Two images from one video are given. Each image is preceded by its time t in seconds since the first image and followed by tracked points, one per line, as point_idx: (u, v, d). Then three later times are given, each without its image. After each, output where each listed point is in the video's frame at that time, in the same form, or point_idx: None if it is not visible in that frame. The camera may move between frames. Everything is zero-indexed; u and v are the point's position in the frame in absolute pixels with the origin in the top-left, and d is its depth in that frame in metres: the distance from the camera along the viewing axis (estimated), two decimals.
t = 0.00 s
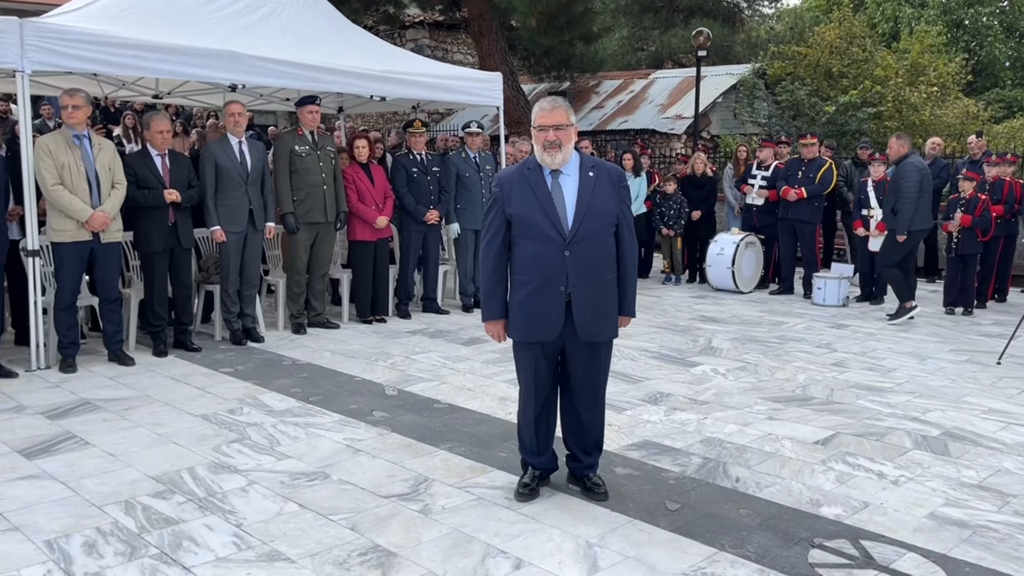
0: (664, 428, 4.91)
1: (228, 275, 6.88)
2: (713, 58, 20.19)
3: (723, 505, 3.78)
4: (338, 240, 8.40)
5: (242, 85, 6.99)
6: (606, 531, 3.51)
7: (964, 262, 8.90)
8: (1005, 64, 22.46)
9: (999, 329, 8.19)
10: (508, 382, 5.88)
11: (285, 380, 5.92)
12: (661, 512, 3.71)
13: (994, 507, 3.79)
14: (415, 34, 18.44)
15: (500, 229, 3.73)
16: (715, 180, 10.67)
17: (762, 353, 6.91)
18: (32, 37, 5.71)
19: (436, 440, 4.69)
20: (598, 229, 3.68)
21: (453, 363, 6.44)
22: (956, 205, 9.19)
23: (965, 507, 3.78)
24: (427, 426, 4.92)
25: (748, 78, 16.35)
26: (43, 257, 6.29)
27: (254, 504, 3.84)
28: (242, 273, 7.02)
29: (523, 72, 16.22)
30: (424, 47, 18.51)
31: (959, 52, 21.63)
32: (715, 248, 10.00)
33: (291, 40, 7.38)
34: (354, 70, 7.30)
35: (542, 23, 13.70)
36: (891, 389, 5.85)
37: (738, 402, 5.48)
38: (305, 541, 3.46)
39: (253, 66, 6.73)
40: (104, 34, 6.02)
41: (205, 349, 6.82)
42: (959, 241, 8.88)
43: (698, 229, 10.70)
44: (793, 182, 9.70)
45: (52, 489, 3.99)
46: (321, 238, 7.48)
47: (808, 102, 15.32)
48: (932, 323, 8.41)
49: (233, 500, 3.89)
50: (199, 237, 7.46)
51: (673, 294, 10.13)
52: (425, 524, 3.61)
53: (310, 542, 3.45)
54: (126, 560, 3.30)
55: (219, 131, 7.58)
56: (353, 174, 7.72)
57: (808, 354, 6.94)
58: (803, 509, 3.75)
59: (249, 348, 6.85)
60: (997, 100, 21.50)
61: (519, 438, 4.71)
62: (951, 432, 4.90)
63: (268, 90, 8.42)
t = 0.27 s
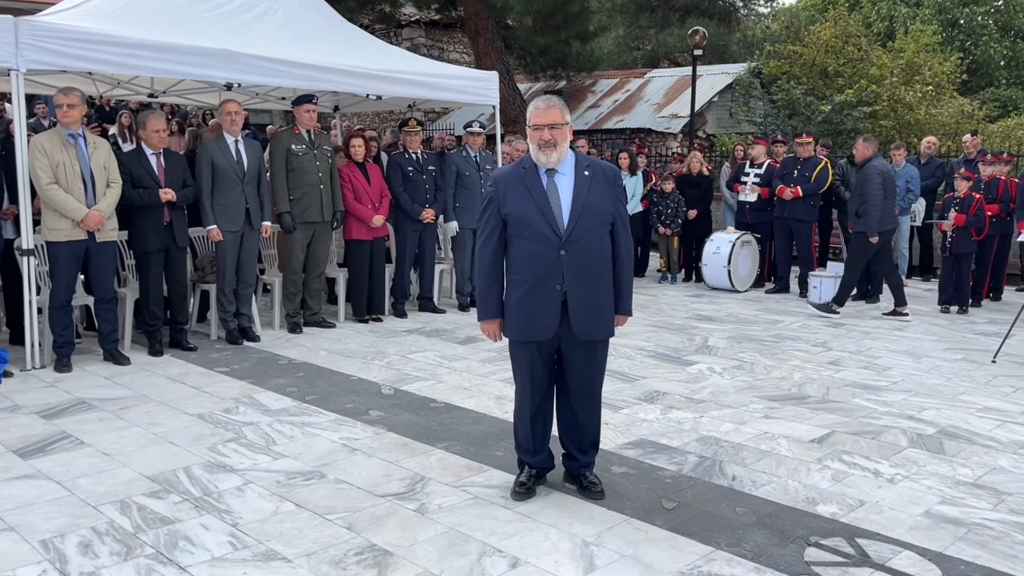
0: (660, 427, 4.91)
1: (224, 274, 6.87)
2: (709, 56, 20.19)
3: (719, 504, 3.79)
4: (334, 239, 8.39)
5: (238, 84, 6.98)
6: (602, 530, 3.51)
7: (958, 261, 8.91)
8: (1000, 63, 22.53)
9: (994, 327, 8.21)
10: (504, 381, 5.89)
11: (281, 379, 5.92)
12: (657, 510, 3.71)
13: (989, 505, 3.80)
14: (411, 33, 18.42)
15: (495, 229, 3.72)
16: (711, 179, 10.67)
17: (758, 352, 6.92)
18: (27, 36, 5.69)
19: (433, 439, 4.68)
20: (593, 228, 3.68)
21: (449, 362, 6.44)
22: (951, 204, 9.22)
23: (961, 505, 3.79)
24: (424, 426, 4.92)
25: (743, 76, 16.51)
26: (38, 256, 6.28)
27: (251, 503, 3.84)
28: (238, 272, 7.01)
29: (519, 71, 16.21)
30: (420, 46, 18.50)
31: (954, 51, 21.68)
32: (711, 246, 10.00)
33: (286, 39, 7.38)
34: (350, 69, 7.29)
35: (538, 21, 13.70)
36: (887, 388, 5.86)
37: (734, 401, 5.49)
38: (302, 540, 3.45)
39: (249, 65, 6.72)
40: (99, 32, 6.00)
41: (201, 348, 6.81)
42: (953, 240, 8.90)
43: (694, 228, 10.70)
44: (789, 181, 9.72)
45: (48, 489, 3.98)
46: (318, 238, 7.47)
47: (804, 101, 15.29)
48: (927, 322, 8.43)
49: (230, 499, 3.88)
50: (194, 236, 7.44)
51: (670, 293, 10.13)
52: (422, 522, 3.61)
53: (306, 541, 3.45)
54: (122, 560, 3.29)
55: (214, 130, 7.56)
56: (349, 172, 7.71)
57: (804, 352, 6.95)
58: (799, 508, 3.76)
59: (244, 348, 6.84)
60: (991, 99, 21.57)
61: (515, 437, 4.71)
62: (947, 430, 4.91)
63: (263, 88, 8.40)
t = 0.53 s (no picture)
0: (656, 426, 4.92)
1: (218, 274, 6.86)
2: (704, 56, 20.21)
3: (714, 503, 3.79)
4: (329, 240, 8.37)
5: (232, 84, 6.98)
6: (597, 529, 3.51)
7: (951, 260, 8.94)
8: (993, 62, 22.61)
9: (988, 326, 8.24)
10: (499, 380, 5.89)
11: (276, 379, 5.91)
12: (652, 510, 3.71)
13: (983, 503, 3.81)
14: (405, 32, 18.40)
15: (490, 230, 3.73)
16: (706, 178, 10.69)
17: (753, 351, 6.93)
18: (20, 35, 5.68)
19: (428, 439, 4.68)
20: (588, 228, 3.69)
21: (444, 362, 6.43)
22: (945, 203, 9.25)
23: (954, 504, 3.80)
24: (419, 426, 4.91)
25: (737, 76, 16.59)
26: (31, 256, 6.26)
27: (245, 504, 3.83)
28: (233, 272, 6.99)
29: (513, 70, 16.20)
30: (415, 46, 18.49)
31: (947, 51, 21.74)
32: (705, 246, 10.02)
33: (280, 38, 7.37)
34: (344, 69, 7.29)
35: (533, 21, 13.71)
36: (881, 386, 5.88)
37: (729, 400, 5.50)
38: (297, 541, 3.45)
39: (242, 64, 6.71)
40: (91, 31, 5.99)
41: (195, 349, 6.79)
42: (947, 239, 8.92)
43: (689, 227, 10.71)
44: (783, 180, 9.72)
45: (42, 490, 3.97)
46: (313, 238, 7.46)
47: (799, 100, 15.34)
48: (921, 321, 8.46)
49: (224, 500, 3.87)
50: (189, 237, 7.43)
51: (665, 292, 10.14)
52: (417, 522, 3.61)
53: (301, 542, 3.45)
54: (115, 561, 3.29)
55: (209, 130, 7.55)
56: (344, 172, 7.70)
57: (798, 351, 6.96)
58: (794, 507, 3.76)
59: (239, 348, 6.82)
60: (984, 98, 21.63)
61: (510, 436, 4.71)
62: (940, 429, 4.92)
63: (258, 88, 8.39)
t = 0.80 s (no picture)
0: (651, 426, 4.92)
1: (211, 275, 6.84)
2: (698, 55, 20.23)
3: (709, 502, 3.80)
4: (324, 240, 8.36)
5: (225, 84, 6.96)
6: (593, 529, 3.51)
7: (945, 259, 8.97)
8: (986, 62, 22.68)
9: (981, 324, 8.27)
10: (494, 380, 5.89)
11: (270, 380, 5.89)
12: (647, 509, 3.72)
13: (977, 502, 3.82)
14: (399, 32, 18.38)
15: (484, 230, 3.73)
16: (700, 178, 10.70)
17: (747, 350, 6.94)
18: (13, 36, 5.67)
19: (423, 439, 4.68)
20: (582, 228, 3.68)
21: (439, 362, 6.43)
22: (939, 203, 9.26)
23: (948, 502, 3.81)
24: (414, 426, 4.91)
25: (731, 75, 16.62)
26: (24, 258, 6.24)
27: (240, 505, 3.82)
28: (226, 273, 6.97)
29: (507, 70, 16.18)
30: (409, 45, 18.48)
31: (940, 50, 21.81)
32: (700, 245, 10.03)
33: (274, 38, 7.36)
34: (338, 69, 7.28)
35: (526, 21, 13.73)
36: (875, 385, 5.89)
37: (723, 399, 5.50)
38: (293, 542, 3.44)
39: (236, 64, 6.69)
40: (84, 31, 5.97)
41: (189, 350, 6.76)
42: (941, 238, 8.95)
43: (683, 227, 10.72)
44: (777, 180, 9.75)
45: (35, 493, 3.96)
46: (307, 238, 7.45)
47: (792, 100, 15.38)
48: (914, 319, 8.48)
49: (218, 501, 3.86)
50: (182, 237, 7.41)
51: (659, 291, 10.15)
52: (412, 523, 3.60)
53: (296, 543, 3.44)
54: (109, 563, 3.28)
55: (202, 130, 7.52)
56: (338, 172, 7.69)
57: (792, 350, 6.97)
58: (788, 506, 3.77)
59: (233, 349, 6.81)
60: (977, 98, 21.70)
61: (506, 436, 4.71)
62: (934, 427, 4.94)
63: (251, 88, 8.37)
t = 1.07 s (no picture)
0: (645, 425, 4.93)
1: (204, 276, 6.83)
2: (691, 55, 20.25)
3: (703, 502, 3.80)
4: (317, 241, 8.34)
5: (218, 84, 6.95)
6: (588, 529, 3.51)
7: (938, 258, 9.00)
8: (977, 61, 22.77)
9: (973, 323, 8.30)
10: (489, 381, 5.88)
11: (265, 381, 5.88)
12: (642, 509, 3.72)
13: (970, 500, 3.83)
14: (392, 32, 18.36)
15: (477, 230, 3.74)
16: (693, 178, 10.72)
17: (741, 350, 6.95)
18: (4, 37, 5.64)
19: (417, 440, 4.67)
20: (576, 228, 3.69)
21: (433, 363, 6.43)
22: (932, 202, 9.28)
23: (941, 500, 3.83)
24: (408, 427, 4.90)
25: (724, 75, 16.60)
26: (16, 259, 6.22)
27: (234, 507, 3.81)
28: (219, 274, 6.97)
29: (501, 70, 16.17)
30: (402, 46, 18.46)
31: (932, 50, 21.88)
32: (693, 245, 10.03)
33: (268, 38, 7.35)
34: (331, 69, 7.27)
35: (520, 21, 13.74)
36: (869, 384, 5.91)
37: (718, 399, 5.51)
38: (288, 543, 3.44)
39: (229, 65, 6.68)
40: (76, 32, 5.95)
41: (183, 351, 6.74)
42: (933, 237, 8.99)
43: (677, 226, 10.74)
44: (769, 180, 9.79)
45: (28, 495, 3.94)
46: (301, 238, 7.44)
47: (785, 99, 15.42)
48: (907, 318, 8.51)
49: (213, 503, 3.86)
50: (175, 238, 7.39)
51: (653, 291, 10.17)
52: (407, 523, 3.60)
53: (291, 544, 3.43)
54: (103, 566, 3.27)
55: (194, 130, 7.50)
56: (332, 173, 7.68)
57: (786, 349, 6.99)
58: (783, 505, 3.77)
59: (226, 351, 6.79)
60: (969, 97, 21.77)
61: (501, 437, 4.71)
62: (927, 425, 4.96)
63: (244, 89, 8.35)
